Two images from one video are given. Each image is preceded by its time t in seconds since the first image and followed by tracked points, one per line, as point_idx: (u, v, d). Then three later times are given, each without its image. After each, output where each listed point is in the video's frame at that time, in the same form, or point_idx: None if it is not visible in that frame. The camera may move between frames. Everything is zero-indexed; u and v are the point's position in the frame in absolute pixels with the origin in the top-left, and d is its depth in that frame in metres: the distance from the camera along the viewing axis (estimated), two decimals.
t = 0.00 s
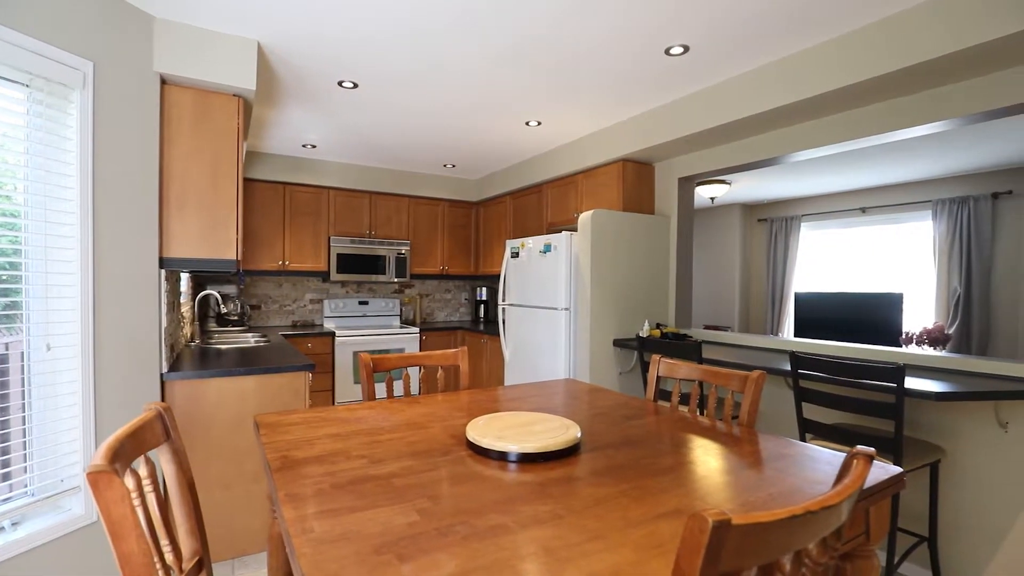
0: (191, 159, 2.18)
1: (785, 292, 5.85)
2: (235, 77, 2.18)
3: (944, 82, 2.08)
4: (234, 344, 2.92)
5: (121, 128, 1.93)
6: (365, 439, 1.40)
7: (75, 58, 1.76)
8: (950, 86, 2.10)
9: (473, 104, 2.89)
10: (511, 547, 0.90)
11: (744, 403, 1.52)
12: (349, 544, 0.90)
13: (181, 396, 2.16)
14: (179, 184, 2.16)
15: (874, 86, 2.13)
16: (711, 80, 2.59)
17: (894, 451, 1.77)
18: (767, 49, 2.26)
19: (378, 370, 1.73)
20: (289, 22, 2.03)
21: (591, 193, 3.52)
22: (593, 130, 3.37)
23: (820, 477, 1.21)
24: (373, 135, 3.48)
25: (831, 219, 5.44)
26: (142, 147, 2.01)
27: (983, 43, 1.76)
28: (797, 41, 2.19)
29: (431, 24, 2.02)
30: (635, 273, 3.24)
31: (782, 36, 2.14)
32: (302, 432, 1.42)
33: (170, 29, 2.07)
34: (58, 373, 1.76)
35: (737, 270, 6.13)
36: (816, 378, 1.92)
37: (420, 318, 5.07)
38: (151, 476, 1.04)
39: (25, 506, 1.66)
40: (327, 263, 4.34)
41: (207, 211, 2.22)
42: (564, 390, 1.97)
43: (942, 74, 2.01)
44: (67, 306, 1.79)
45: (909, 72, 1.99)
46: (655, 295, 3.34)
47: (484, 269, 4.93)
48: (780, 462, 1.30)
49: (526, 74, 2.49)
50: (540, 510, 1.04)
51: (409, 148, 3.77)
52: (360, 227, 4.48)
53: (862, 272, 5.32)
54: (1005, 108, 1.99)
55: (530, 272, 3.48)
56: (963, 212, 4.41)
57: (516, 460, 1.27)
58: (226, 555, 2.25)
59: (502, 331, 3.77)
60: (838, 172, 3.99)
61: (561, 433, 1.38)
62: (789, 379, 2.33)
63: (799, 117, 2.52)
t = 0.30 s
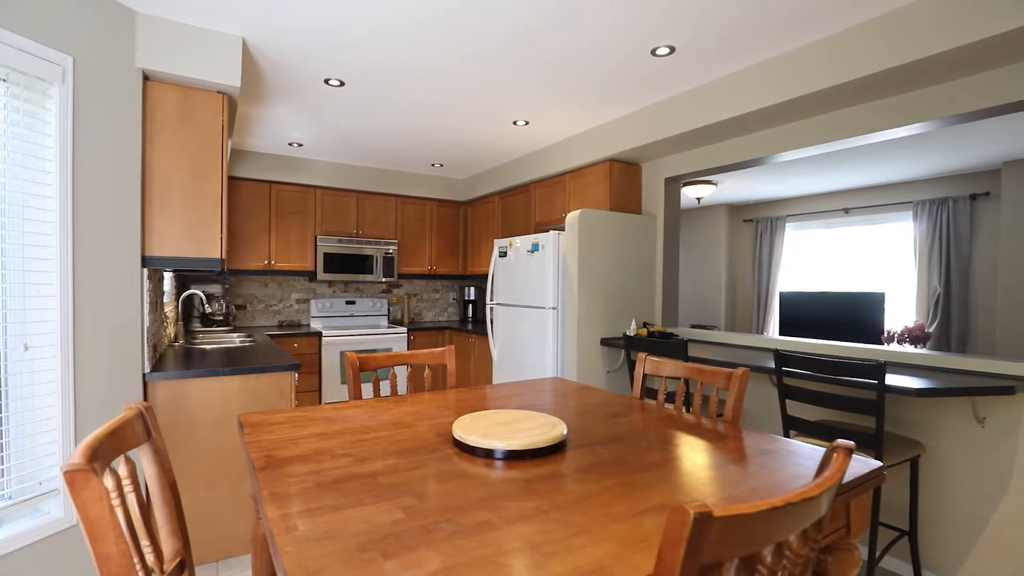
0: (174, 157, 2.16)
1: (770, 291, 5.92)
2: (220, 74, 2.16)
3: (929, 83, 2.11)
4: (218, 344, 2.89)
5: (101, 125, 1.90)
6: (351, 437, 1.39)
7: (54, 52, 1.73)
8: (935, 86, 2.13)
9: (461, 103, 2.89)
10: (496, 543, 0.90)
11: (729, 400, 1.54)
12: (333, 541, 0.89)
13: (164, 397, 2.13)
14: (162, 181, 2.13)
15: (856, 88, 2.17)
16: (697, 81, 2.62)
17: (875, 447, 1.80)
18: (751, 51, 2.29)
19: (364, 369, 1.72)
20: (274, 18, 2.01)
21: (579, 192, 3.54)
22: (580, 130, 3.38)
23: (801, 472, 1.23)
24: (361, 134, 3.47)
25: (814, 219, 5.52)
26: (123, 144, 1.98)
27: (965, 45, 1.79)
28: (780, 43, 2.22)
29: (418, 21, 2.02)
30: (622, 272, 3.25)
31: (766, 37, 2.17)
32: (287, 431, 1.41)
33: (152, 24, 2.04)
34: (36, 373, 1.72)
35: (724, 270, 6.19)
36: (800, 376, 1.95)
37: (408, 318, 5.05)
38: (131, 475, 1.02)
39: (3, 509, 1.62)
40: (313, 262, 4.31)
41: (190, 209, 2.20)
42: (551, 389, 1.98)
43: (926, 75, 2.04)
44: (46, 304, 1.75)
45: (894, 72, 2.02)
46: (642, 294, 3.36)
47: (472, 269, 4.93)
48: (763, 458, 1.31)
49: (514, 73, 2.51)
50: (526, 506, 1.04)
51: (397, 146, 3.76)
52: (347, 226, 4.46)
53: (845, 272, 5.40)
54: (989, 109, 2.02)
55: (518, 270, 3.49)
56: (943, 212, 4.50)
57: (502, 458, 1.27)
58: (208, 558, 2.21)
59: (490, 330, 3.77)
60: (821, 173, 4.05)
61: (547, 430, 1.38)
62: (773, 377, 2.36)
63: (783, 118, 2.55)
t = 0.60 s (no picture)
0: (156, 154, 2.13)
1: (756, 291, 5.99)
2: (203, 70, 2.14)
3: (909, 86, 2.15)
4: (202, 344, 2.85)
5: (80, 121, 1.87)
6: (336, 436, 1.38)
7: (32, 47, 1.70)
8: (916, 88, 2.18)
9: (448, 103, 2.89)
10: (479, 540, 0.90)
11: (713, 397, 1.55)
12: (314, 541, 0.88)
13: (145, 398, 2.09)
14: (143, 179, 2.10)
15: (840, 89, 2.20)
16: (682, 81, 2.64)
17: (857, 443, 1.82)
18: (736, 51, 2.32)
19: (349, 368, 1.71)
20: (258, 15, 2.00)
21: (566, 192, 3.55)
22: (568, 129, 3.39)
23: (784, 467, 1.24)
24: (347, 133, 3.45)
25: (798, 219, 5.59)
26: (103, 141, 1.95)
27: (945, 48, 1.83)
28: (765, 44, 2.25)
29: (404, 18, 2.01)
30: (609, 271, 3.27)
31: (750, 38, 2.19)
32: (270, 431, 1.40)
33: (134, 21, 2.01)
34: (14, 374, 1.69)
35: (710, 270, 6.26)
36: (784, 374, 1.97)
37: (395, 317, 5.03)
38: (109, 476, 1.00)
39: None
40: (299, 262, 4.28)
41: (172, 207, 2.17)
42: (538, 387, 1.98)
43: (906, 78, 2.08)
44: (24, 303, 1.72)
45: (875, 74, 2.06)
46: (628, 294, 3.39)
47: (459, 269, 4.92)
48: (746, 454, 1.33)
49: (500, 73, 2.51)
50: (511, 503, 1.04)
51: (384, 145, 3.75)
52: (334, 226, 4.43)
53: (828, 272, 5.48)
54: (967, 111, 2.07)
55: (505, 270, 3.50)
56: (923, 213, 4.58)
57: (487, 456, 1.27)
58: (191, 560, 2.18)
59: (478, 329, 3.77)
60: (804, 174, 4.10)
61: (532, 428, 1.39)
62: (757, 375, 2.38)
63: (767, 118, 2.58)
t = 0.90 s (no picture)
0: (138, 151, 2.10)
1: (741, 290, 6.05)
2: (187, 66, 2.11)
3: (889, 87, 2.20)
4: (185, 344, 2.82)
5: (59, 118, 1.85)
6: (321, 436, 1.37)
7: (10, 40, 1.69)
8: (897, 89, 2.22)
9: (435, 102, 2.89)
10: (465, 536, 0.90)
11: (698, 394, 1.56)
12: (297, 540, 0.87)
13: (127, 399, 2.06)
14: (125, 176, 2.07)
15: (823, 90, 2.23)
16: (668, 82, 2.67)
17: (839, 440, 1.85)
18: (721, 52, 2.35)
19: (335, 368, 1.70)
20: (243, 11, 1.98)
21: (553, 191, 3.56)
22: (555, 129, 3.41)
23: (767, 463, 1.26)
24: (334, 132, 3.43)
25: (783, 220, 5.66)
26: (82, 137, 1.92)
27: (925, 51, 1.87)
28: (749, 45, 2.28)
29: (389, 16, 2.00)
30: (596, 270, 3.28)
31: (735, 39, 2.21)
32: (254, 431, 1.38)
33: (115, 16, 1.98)
34: None
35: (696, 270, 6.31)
36: (768, 371, 1.99)
37: (383, 318, 5.00)
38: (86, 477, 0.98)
39: None
40: (286, 262, 4.24)
41: (154, 205, 2.14)
42: (525, 386, 1.98)
43: (886, 79, 2.12)
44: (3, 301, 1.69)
45: (856, 76, 2.09)
46: (615, 293, 3.40)
47: (448, 269, 4.92)
48: (730, 450, 1.34)
49: (487, 72, 2.52)
50: (496, 500, 1.04)
51: (371, 144, 3.74)
52: (321, 225, 4.41)
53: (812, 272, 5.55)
54: (946, 113, 2.12)
55: (493, 269, 3.50)
56: (904, 213, 4.67)
57: (473, 454, 1.27)
58: (173, 563, 2.15)
59: (466, 329, 3.76)
60: (788, 175, 4.16)
61: (519, 426, 1.39)
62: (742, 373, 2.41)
63: (752, 119, 2.61)
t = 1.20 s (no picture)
0: (119, 147, 2.06)
1: (728, 290, 6.11)
2: (170, 61, 2.09)
3: (870, 89, 2.24)
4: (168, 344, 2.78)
5: (38, 112, 1.85)
6: (305, 435, 1.36)
7: None
8: (878, 91, 2.27)
9: (422, 100, 2.88)
10: (449, 534, 0.90)
11: (684, 392, 1.57)
12: (278, 539, 0.86)
13: (108, 400, 2.03)
14: (105, 173, 2.04)
15: (806, 90, 2.27)
16: (654, 83, 2.70)
17: (823, 436, 1.87)
18: (707, 53, 2.37)
19: (321, 367, 1.68)
20: (227, 6, 1.96)
21: (541, 191, 3.58)
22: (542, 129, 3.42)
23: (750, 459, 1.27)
24: (320, 129, 3.40)
25: (768, 220, 5.72)
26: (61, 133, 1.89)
27: (905, 53, 1.91)
28: (734, 46, 2.31)
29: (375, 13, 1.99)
30: (584, 270, 3.29)
31: (720, 40, 2.24)
32: (237, 431, 1.37)
33: (96, 10, 1.95)
34: None
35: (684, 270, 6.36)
36: (753, 369, 2.01)
37: (370, 317, 4.98)
38: (62, 478, 0.96)
39: None
40: (271, 261, 4.21)
41: (135, 203, 2.10)
42: (512, 385, 1.98)
43: (868, 81, 2.16)
44: None
45: (838, 78, 2.13)
46: (602, 292, 3.42)
47: (436, 268, 4.90)
48: (715, 446, 1.35)
49: (474, 71, 2.52)
50: (481, 498, 1.04)
51: (358, 143, 3.72)
52: (307, 224, 4.37)
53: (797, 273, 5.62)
54: (925, 114, 2.17)
55: (480, 269, 3.50)
56: (886, 214, 4.74)
57: (459, 452, 1.27)
58: (154, 566, 2.12)
59: (453, 328, 3.75)
60: (772, 175, 4.20)
61: (505, 424, 1.39)
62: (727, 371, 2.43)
63: (737, 119, 2.64)
